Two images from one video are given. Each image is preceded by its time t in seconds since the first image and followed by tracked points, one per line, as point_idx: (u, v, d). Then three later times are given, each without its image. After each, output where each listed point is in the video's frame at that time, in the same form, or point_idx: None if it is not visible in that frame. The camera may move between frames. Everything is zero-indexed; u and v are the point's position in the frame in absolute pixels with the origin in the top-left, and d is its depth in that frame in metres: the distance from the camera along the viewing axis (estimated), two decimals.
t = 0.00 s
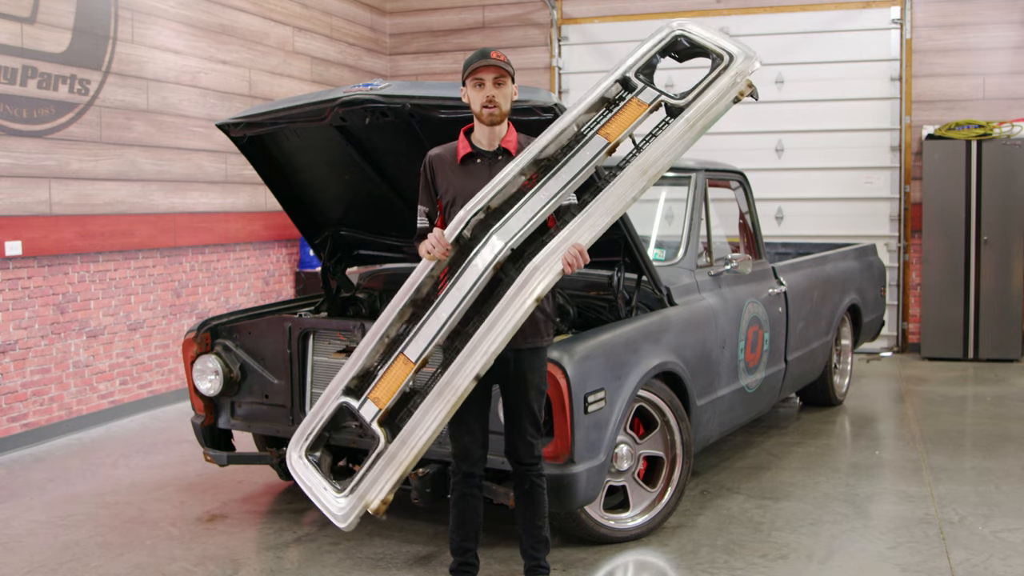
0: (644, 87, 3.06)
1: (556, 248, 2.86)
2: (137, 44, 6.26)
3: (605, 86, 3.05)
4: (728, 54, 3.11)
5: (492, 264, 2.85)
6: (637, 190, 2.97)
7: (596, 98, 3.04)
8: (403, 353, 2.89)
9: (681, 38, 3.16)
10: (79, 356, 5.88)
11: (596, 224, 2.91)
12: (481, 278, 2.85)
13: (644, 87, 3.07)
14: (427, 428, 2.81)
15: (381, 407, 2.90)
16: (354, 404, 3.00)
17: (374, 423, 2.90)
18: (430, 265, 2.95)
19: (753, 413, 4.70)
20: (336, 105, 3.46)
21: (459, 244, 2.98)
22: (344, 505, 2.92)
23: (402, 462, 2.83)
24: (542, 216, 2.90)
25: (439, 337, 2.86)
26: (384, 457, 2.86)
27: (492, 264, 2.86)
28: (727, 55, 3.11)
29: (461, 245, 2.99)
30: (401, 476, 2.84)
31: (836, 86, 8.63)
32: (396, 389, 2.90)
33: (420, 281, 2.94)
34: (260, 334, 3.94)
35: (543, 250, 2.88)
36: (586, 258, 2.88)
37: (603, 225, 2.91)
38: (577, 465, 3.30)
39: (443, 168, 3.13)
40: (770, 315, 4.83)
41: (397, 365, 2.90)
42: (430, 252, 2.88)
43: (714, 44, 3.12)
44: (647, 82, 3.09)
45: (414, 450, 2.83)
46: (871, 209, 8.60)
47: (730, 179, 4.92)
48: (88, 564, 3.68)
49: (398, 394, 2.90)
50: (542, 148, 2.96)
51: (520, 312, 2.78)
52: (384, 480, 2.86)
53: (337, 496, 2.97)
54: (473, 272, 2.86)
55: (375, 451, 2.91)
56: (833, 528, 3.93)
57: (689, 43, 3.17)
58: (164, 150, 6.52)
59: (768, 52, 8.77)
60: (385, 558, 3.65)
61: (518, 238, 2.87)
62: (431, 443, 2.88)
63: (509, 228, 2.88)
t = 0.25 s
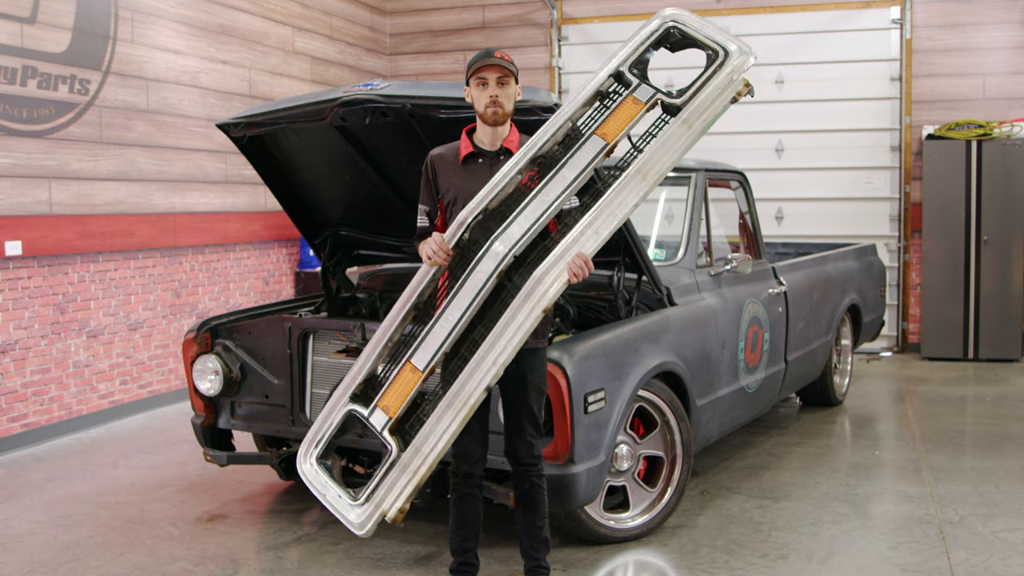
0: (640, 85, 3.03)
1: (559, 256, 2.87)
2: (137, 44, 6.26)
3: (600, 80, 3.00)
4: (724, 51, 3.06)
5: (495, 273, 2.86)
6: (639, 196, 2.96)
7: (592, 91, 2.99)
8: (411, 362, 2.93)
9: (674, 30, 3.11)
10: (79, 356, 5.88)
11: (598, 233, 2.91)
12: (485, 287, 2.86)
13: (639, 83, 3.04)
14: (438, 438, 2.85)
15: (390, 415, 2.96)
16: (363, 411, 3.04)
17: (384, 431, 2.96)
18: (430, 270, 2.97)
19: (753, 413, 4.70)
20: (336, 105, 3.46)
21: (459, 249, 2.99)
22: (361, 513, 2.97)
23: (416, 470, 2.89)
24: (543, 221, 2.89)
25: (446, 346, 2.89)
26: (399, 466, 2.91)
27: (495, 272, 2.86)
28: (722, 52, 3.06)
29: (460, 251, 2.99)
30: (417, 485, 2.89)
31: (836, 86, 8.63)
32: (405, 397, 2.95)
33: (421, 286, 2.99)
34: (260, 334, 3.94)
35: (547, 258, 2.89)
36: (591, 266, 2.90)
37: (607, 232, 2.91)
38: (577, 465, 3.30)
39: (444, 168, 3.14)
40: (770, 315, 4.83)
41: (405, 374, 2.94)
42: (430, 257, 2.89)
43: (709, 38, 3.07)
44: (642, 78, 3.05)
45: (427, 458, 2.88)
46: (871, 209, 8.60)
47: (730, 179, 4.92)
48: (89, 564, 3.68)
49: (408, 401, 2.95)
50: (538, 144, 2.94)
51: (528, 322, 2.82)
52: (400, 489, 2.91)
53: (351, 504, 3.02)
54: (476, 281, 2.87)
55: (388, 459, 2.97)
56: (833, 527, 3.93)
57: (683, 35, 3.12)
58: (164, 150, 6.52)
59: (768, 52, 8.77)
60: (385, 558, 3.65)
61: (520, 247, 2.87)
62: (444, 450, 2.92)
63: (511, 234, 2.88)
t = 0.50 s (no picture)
0: (636, 89, 3.01)
1: (559, 268, 2.89)
2: (137, 44, 6.26)
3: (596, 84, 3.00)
4: (721, 55, 3.03)
5: (495, 283, 2.88)
6: (640, 206, 2.97)
7: (591, 94, 3.00)
8: (414, 370, 2.96)
9: (671, 32, 3.07)
10: (79, 356, 5.88)
11: (598, 242, 2.92)
12: (485, 298, 2.89)
13: (635, 87, 3.02)
14: (442, 446, 2.88)
15: (394, 422, 2.98)
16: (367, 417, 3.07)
17: (389, 438, 2.99)
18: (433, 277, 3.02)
19: (753, 413, 4.70)
20: (336, 105, 3.46)
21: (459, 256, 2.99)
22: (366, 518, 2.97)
23: (420, 477, 2.90)
24: (544, 230, 2.90)
25: (448, 355, 2.91)
26: (405, 472, 2.92)
27: (496, 282, 2.89)
28: (719, 56, 3.03)
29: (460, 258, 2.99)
30: (424, 490, 2.89)
31: (836, 86, 8.63)
32: (409, 404, 2.97)
33: (422, 292, 3.02)
34: (260, 334, 3.94)
35: (547, 268, 2.91)
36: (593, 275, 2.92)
37: (608, 241, 2.92)
38: (577, 465, 3.30)
39: (447, 168, 3.14)
40: (770, 315, 4.83)
41: (409, 381, 2.97)
42: (430, 264, 2.95)
43: (705, 41, 3.02)
44: (639, 81, 3.03)
45: (433, 465, 2.89)
46: (871, 209, 8.60)
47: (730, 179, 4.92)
48: (89, 564, 3.68)
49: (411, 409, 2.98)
50: (535, 151, 2.97)
51: (529, 331, 2.85)
52: (407, 495, 2.93)
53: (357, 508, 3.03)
54: (477, 290, 2.89)
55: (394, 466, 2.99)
56: (833, 527, 3.93)
57: (679, 36, 3.09)
58: (164, 149, 6.52)
59: (768, 52, 8.77)
60: (385, 558, 3.65)
61: (519, 258, 2.88)
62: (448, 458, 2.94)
63: (510, 243, 2.89)
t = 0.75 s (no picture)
0: (638, 80, 3.05)
1: (552, 248, 2.84)
2: (137, 44, 6.26)
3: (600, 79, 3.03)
4: (722, 43, 3.07)
5: (490, 266, 2.84)
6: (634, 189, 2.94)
7: (593, 88, 3.03)
8: (408, 358, 2.93)
9: (675, 26, 3.14)
10: (79, 356, 5.88)
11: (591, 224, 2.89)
12: (480, 282, 2.84)
13: (638, 78, 3.06)
14: (429, 431, 2.81)
15: (387, 411, 2.95)
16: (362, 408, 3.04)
17: (381, 426, 2.95)
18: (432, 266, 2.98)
19: (753, 413, 4.70)
20: (336, 105, 3.46)
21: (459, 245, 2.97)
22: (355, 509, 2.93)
23: (409, 466, 2.84)
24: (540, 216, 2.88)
25: (442, 341, 2.86)
26: (392, 461, 2.87)
27: (491, 266, 2.84)
28: (721, 43, 3.07)
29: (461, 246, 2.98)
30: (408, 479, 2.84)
31: (836, 86, 8.63)
32: (402, 392, 2.94)
33: (422, 283, 2.99)
34: (260, 334, 3.94)
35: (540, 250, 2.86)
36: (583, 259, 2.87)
37: (596, 228, 2.89)
38: (577, 465, 3.30)
39: (449, 167, 3.14)
40: (770, 315, 4.83)
41: (403, 370, 2.94)
42: (430, 254, 2.91)
43: (708, 32, 3.09)
44: (642, 74, 3.07)
45: (419, 452, 2.83)
46: (871, 209, 8.60)
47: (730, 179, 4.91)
48: (89, 564, 3.68)
49: (404, 397, 2.94)
50: (537, 143, 2.93)
51: (518, 313, 2.76)
52: (393, 484, 2.87)
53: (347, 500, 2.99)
54: (472, 275, 2.85)
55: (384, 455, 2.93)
56: (833, 528, 3.93)
57: (684, 30, 3.15)
58: (164, 150, 6.52)
59: (767, 52, 8.77)
60: (385, 558, 3.65)
61: (515, 240, 2.84)
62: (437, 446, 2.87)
63: (507, 229, 2.86)
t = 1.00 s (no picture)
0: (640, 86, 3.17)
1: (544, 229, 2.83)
2: (137, 44, 6.26)
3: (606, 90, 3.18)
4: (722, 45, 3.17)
5: (484, 254, 2.83)
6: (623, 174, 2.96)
7: (597, 99, 3.16)
8: (397, 348, 2.87)
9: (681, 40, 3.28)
10: (79, 356, 5.88)
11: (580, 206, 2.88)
12: (472, 270, 2.84)
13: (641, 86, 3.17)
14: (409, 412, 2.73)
15: (372, 400, 2.85)
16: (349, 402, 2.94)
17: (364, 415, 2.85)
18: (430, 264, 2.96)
19: (753, 413, 4.70)
20: (336, 105, 3.46)
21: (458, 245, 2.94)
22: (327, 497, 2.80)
23: (386, 449, 2.74)
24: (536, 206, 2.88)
25: (431, 330, 2.83)
26: (370, 446, 2.77)
27: (484, 254, 2.83)
28: (721, 45, 3.18)
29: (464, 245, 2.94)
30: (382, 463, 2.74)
31: (836, 86, 8.63)
32: (387, 382, 2.86)
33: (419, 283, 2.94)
34: (260, 334, 3.94)
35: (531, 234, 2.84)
36: (571, 240, 2.86)
37: (586, 207, 2.88)
38: (577, 465, 3.30)
39: (448, 169, 3.15)
40: (770, 315, 4.83)
41: (391, 360, 2.88)
42: (430, 252, 2.90)
43: (710, 37, 3.21)
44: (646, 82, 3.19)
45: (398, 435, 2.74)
46: (871, 209, 8.60)
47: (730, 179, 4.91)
48: (88, 564, 3.68)
49: (390, 387, 2.86)
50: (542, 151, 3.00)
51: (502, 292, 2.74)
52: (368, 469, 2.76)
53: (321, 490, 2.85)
54: (465, 265, 2.85)
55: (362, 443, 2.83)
56: (833, 528, 3.93)
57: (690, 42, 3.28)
58: (164, 150, 6.52)
59: (767, 52, 8.77)
60: (385, 558, 3.65)
61: (509, 228, 2.83)
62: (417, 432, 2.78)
63: (502, 220, 2.85)
